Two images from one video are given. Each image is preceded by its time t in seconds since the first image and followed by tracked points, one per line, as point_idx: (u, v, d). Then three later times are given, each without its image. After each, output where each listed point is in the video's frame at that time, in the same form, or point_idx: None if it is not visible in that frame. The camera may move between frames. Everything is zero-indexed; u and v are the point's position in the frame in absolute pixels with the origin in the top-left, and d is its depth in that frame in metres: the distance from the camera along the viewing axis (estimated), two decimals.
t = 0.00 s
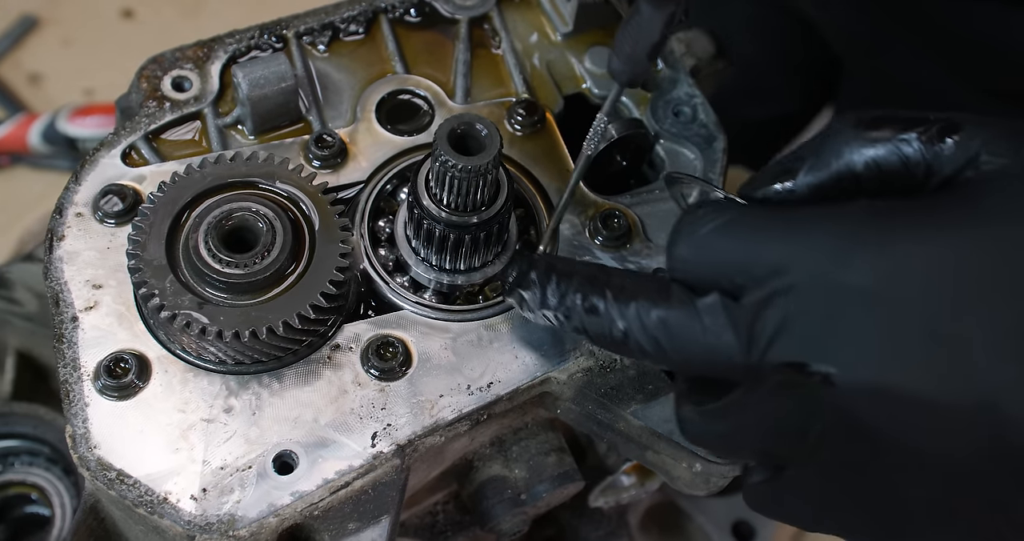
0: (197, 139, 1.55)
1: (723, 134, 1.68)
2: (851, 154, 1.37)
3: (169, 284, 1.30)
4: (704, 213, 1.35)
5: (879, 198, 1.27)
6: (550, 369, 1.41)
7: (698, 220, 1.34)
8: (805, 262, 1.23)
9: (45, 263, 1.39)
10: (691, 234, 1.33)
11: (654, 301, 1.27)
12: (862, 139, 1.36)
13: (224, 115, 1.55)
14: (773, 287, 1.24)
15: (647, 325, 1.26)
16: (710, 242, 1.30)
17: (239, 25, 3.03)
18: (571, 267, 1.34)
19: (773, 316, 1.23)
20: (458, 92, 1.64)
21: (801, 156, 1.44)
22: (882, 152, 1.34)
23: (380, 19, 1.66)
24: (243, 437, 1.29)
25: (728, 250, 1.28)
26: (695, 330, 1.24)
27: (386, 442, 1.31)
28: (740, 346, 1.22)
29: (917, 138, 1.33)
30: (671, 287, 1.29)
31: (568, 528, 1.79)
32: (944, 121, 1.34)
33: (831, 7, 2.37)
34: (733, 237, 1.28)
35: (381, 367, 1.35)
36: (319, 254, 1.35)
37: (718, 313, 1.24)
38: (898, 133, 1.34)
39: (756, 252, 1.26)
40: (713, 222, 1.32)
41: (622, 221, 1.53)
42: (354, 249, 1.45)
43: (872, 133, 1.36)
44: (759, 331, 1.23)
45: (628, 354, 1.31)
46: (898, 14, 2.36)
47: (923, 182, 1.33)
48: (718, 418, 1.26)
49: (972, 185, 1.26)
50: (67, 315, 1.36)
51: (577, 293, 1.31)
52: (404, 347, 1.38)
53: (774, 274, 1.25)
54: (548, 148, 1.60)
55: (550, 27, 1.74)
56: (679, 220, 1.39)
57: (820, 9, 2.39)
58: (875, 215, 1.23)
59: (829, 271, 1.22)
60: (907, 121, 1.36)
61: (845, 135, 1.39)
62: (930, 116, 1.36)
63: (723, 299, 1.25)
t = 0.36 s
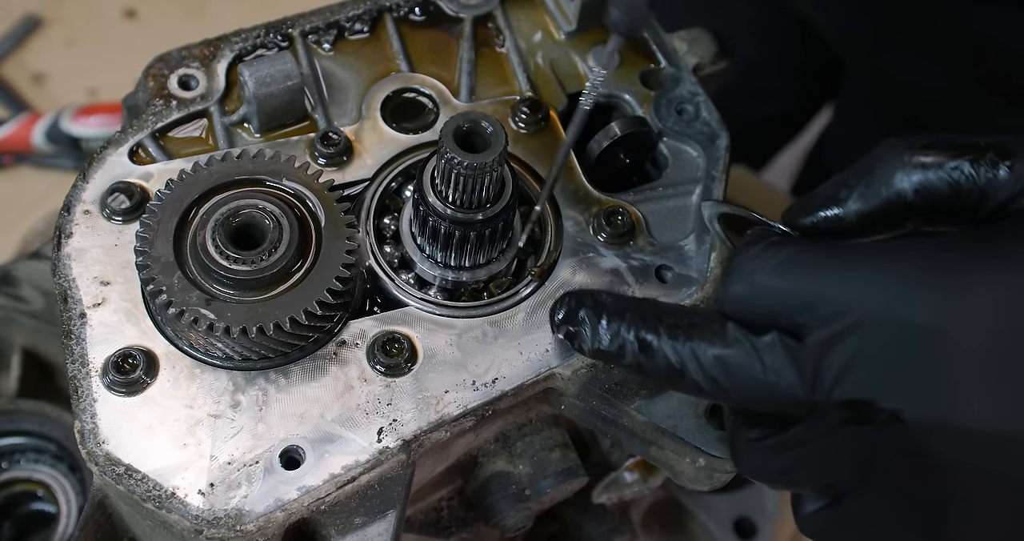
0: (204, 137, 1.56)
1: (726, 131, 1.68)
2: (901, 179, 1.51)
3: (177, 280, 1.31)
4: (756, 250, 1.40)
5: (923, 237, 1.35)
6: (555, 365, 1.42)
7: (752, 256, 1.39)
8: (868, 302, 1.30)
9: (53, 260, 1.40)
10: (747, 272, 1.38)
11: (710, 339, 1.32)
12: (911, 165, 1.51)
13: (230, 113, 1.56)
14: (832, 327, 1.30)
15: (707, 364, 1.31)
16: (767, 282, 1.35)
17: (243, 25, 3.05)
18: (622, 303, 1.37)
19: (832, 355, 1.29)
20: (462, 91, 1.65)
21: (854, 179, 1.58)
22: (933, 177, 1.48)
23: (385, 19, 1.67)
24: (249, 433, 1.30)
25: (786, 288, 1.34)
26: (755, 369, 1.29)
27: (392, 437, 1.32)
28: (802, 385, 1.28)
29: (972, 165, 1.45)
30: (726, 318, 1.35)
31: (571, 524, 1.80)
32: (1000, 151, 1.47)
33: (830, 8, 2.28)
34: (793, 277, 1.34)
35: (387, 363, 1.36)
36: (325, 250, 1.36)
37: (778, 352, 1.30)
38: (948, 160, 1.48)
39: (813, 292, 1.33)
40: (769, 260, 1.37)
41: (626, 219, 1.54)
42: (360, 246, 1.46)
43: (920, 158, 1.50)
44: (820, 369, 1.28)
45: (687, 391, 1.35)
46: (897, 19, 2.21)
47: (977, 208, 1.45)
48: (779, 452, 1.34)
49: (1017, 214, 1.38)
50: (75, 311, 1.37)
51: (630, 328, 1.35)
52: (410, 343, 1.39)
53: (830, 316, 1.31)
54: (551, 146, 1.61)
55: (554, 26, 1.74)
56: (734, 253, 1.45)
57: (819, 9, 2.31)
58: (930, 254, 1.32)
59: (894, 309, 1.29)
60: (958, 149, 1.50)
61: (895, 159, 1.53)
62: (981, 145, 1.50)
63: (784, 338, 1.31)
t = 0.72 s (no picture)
0: (206, 138, 1.55)
1: (729, 132, 1.68)
2: (880, 184, 1.46)
3: (180, 282, 1.30)
4: (735, 258, 1.37)
5: (903, 241, 1.33)
6: (558, 367, 1.42)
7: (729, 264, 1.37)
8: (848, 309, 1.28)
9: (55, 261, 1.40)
10: (724, 281, 1.35)
11: (692, 350, 1.32)
12: (891, 169, 1.45)
13: (233, 114, 1.56)
14: (810, 335, 1.29)
15: (688, 375, 1.31)
16: (746, 290, 1.33)
17: (244, 25, 3.04)
18: (603, 313, 1.39)
19: (815, 362, 1.28)
20: (464, 91, 1.64)
21: (830, 185, 1.52)
22: (913, 181, 1.42)
23: (387, 19, 1.67)
24: (253, 435, 1.30)
25: (766, 298, 1.31)
26: (737, 379, 1.29)
27: (395, 439, 1.32)
28: (784, 394, 1.27)
29: (950, 168, 1.40)
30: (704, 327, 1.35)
31: (574, 525, 1.79)
32: (977, 152, 1.41)
33: (831, 6, 2.30)
34: (771, 285, 1.32)
35: (390, 364, 1.36)
36: (328, 251, 1.36)
37: (759, 362, 1.29)
38: (929, 163, 1.42)
39: (792, 301, 1.30)
40: (747, 268, 1.35)
41: (630, 220, 1.54)
42: (363, 247, 1.46)
43: (900, 162, 1.45)
44: (800, 378, 1.28)
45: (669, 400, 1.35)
46: (898, 18, 2.23)
47: (957, 212, 1.39)
48: (759, 459, 1.34)
49: (1003, 218, 1.32)
50: (78, 312, 1.36)
51: (610, 340, 1.37)
52: (413, 344, 1.39)
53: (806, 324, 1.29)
54: (554, 146, 1.61)
55: (556, 25, 1.74)
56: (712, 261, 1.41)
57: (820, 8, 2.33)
58: (907, 258, 1.29)
59: (876, 316, 1.27)
60: (935, 152, 1.44)
61: (875, 163, 1.47)
62: (960, 147, 1.43)
63: (765, 347, 1.30)
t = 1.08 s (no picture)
0: (204, 137, 1.55)
1: (728, 131, 1.67)
2: (878, 188, 1.47)
3: (178, 281, 1.30)
4: (733, 265, 1.38)
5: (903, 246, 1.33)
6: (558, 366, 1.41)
7: (728, 271, 1.37)
8: (846, 316, 1.29)
9: (53, 262, 1.40)
10: (723, 287, 1.36)
11: (689, 358, 1.33)
12: (888, 174, 1.46)
13: (231, 114, 1.56)
14: (810, 343, 1.30)
15: (687, 383, 1.31)
16: (745, 298, 1.34)
17: (243, 24, 3.04)
18: (600, 320, 1.37)
19: (815, 371, 1.29)
20: (463, 91, 1.64)
21: (829, 190, 1.53)
22: (911, 185, 1.43)
23: (386, 18, 1.66)
24: (251, 435, 1.30)
25: (765, 306, 1.33)
26: (735, 387, 1.30)
27: (394, 439, 1.32)
28: (783, 403, 1.28)
29: (949, 173, 1.40)
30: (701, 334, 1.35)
31: (573, 525, 1.79)
32: (977, 155, 1.40)
33: (834, 5, 2.24)
34: (769, 291, 1.33)
35: (388, 364, 1.35)
36: (326, 251, 1.35)
37: (758, 370, 1.30)
38: (927, 167, 1.42)
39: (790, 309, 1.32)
40: (746, 275, 1.36)
41: (629, 220, 1.54)
42: (362, 247, 1.46)
43: (897, 166, 1.45)
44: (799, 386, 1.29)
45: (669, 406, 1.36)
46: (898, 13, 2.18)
47: (955, 216, 1.40)
48: (760, 465, 1.36)
49: (1002, 222, 1.33)
50: (75, 312, 1.36)
51: (608, 348, 1.36)
52: (411, 344, 1.38)
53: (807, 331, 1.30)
54: (553, 146, 1.61)
55: (555, 25, 1.74)
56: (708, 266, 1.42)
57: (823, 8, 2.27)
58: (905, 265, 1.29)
59: (874, 322, 1.28)
60: (933, 156, 1.44)
61: (873, 167, 1.48)
62: (958, 150, 1.43)
63: (765, 355, 1.31)
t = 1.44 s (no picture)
0: (199, 136, 1.55)
1: (723, 129, 1.68)
2: (817, 175, 1.34)
3: (172, 280, 1.30)
4: (667, 242, 1.35)
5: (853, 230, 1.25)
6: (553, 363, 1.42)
7: (664, 249, 1.34)
8: (772, 298, 1.21)
9: (48, 260, 1.40)
10: (657, 265, 1.33)
11: (617, 331, 1.26)
12: (829, 159, 1.33)
13: (226, 112, 1.56)
14: (734, 319, 1.24)
15: (611, 355, 1.26)
16: (676, 274, 1.30)
17: (240, 23, 3.04)
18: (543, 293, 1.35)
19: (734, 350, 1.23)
20: (458, 89, 1.64)
21: (772, 175, 1.41)
22: (849, 172, 1.31)
23: (381, 17, 1.66)
24: (245, 433, 1.30)
25: (695, 283, 1.28)
26: (659, 361, 1.24)
27: (388, 437, 1.32)
28: (702, 378, 1.22)
29: (886, 159, 1.29)
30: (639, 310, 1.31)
31: (569, 523, 1.81)
32: (910, 142, 1.30)
33: None
34: (701, 269, 1.28)
35: (383, 362, 1.35)
36: (320, 249, 1.35)
37: (681, 345, 1.23)
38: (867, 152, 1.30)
39: (725, 285, 1.25)
40: (679, 252, 1.32)
41: (624, 217, 1.54)
42: (356, 245, 1.46)
43: (838, 151, 1.32)
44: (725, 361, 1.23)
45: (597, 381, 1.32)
46: (892, 10, 2.26)
47: (891, 205, 1.30)
48: (684, 446, 1.39)
49: (937, 211, 1.24)
50: (70, 311, 1.36)
51: (545, 321, 1.31)
52: (406, 343, 1.38)
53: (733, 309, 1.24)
54: (548, 144, 1.61)
55: (551, 23, 1.74)
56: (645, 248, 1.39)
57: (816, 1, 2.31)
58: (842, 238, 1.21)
59: (799, 303, 1.20)
60: (875, 141, 1.32)
61: (814, 151, 1.35)
62: (897, 138, 1.32)
63: (688, 331, 1.24)
